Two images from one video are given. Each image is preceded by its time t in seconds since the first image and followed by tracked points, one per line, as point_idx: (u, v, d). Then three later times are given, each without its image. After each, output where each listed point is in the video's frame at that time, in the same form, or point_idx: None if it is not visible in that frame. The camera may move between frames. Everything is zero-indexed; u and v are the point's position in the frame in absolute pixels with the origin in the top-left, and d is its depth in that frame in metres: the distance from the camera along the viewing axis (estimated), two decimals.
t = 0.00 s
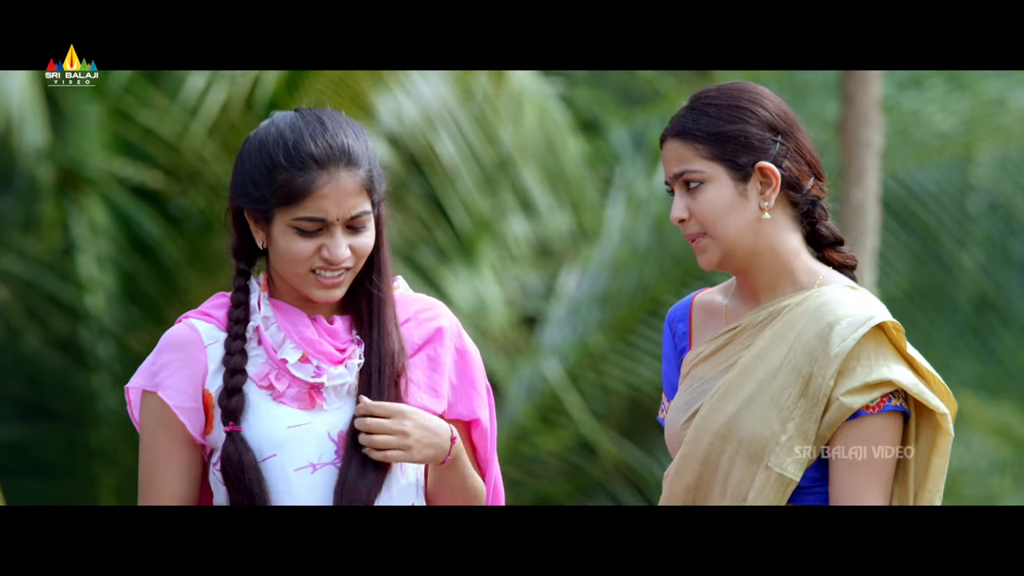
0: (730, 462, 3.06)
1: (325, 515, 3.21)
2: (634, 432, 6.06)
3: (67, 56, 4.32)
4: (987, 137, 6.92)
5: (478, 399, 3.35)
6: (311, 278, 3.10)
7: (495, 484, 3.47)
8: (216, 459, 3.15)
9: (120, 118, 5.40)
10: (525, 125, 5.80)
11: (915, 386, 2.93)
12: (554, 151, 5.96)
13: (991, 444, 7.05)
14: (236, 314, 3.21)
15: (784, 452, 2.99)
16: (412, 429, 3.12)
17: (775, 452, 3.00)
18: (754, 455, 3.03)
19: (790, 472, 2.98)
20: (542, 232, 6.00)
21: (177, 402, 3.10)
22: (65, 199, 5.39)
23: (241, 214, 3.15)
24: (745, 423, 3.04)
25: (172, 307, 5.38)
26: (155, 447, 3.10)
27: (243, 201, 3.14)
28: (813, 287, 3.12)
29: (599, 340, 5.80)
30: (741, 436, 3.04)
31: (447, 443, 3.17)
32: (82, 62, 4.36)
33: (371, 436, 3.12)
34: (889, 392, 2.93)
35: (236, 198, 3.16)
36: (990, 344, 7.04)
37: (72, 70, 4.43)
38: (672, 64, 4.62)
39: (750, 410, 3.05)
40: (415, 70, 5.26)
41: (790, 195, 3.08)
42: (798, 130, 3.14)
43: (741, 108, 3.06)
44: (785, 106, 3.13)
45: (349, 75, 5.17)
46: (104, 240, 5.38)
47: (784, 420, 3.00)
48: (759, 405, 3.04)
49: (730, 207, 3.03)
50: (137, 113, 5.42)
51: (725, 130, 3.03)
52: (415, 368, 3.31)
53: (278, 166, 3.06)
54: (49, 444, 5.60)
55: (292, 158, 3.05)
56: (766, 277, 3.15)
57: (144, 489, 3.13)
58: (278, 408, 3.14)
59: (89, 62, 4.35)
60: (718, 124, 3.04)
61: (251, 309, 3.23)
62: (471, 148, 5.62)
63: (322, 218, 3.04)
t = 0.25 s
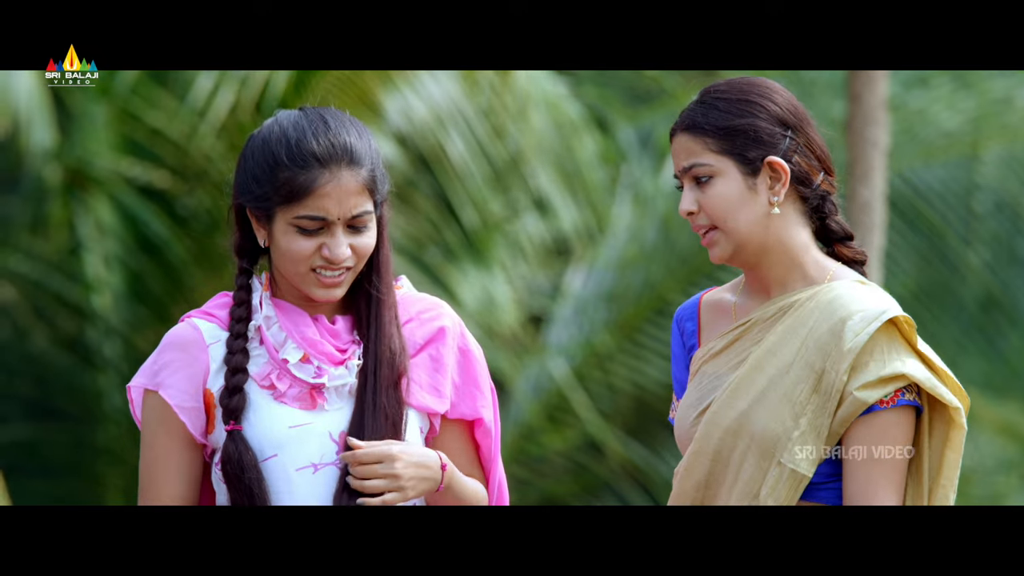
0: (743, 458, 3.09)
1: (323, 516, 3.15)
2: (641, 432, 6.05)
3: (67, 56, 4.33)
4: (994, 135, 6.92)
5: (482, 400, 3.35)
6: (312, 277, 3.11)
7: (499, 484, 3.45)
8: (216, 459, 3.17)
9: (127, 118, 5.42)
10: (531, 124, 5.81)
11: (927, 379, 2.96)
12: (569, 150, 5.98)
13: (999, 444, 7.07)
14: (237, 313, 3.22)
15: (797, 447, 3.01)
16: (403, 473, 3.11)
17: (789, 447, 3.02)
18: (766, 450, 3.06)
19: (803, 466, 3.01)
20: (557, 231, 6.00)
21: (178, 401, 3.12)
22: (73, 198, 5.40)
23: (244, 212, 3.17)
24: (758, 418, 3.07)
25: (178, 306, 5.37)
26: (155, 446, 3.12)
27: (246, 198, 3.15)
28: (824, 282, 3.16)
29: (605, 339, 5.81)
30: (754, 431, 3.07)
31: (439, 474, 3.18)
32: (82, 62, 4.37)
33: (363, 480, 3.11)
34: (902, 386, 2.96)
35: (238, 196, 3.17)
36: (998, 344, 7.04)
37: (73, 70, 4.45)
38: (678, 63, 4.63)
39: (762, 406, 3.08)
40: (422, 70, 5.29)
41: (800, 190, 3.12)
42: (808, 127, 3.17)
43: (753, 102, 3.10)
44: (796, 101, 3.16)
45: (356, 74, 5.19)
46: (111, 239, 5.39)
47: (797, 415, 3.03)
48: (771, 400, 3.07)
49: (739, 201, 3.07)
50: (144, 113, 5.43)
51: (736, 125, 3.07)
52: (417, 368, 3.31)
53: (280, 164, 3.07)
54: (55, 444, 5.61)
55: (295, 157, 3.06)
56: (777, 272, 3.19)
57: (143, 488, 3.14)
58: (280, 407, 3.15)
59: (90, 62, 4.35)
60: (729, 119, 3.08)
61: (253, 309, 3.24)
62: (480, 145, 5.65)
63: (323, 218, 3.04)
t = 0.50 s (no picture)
0: (744, 438, 3.10)
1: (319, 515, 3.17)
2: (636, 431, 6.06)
3: (67, 56, 4.33)
4: (989, 135, 6.94)
5: (475, 397, 3.35)
6: (308, 275, 3.10)
7: (494, 483, 3.45)
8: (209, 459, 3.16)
9: (123, 118, 5.42)
10: (528, 122, 5.84)
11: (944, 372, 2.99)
12: (569, 144, 6.06)
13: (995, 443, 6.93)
14: (230, 312, 3.21)
15: (804, 430, 3.03)
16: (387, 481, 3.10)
17: (794, 430, 3.04)
18: (768, 432, 3.07)
19: (804, 448, 3.02)
20: (557, 228, 6.07)
21: (171, 401, 3.11)
22: (68, 198, 5.38)
23: (240, 209, 3.16)
24: (762, 400, 3.08)
25: (173, 305, 5.38)
26: (147, 445, 3.12)
27: (242, 196, 3.15)
28: (836, 270, 3.17)
29: (601, 338, 5.81)
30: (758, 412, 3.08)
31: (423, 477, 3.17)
32: (82, 62, 4.36)
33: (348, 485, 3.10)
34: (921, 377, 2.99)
35: (234, 194, 3.17)
36: (993, 343, 7.05)
37: (73, 70, 4.44)
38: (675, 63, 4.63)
39: (769, 388, 3.08)
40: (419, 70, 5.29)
41: (813, 185, 3.13)
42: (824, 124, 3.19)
43: (775, 93, 3.10)
44: (812, 96, 3.17)
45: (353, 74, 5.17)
46: (107, 239, 5.38)
47: (805, 399, 3.04)
48: (777, 383, 3.08)
49: (749, 190, 3.07)
50: (140, 113, 5.45)
51: (757, 115, 3.06)
52: (410, 365, 3.31)
53: (278, 161, 3.07)
54: (50, 443, 5.61)
55: (294, 154, 3.06)
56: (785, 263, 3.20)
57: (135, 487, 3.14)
58: (273, 406, 3.15)
59: (88, 62, 4.34)
60: (751, 108, 3.07)
61: (245, 307, 3.23)
62: (478, 143, 5.68)
63: (321, 215, 3.04)
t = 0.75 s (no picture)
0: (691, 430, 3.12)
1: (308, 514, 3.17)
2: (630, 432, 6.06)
3: (67, 56, 4.32)
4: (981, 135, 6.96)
5: (469, 393, 3.35)
6: (302, 276, 3.10)
7: (488, 483, 3.46)
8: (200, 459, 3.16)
9: (116, 118, 5.39)
10: (520, 123, 5.85)
11: (866, 399, 2.88)
12: (563, 144, 6.12)
13: (987, 444, 7.10)
14: (222, 311, 3.21)
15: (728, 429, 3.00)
16: (380, 484, 3.10)
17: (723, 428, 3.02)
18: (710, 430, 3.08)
19: (720, 441, 3.01)
20: (549, 228, 6.19)
21: (162, 401, 3.11)
22: (61, 197, 5.38)
23: (233, 211, 3.16)
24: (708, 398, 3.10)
25: (167, 306, 5.36)
26: (137, 445, 3.12)
27: (235, 197, 3.14)
28: (810, 283, 3.11)
29: (594, 339, 5.70)
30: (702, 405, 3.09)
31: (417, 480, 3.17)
32: (82, 62, 4.34)
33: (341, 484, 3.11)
34: (837, 399, 2.88)
35: (228, 195, 3.17)
36: (985, 343, 7.09)
37: (74, 70, 4.43)
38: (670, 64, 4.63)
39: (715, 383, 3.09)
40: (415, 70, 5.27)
41: (778, 194, 3.04)
42: (809, 131, 3.03)
43: (738, 101, 3.00)
44: (803, 97, 3.04)
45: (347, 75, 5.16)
46: (99, 239, 5.36)
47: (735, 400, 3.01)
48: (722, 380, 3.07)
49: (708, 197, 3.06)
50: (133, 113, 5.41)
51: (714, 124, 3.02)
52: (403, 363, 3.31)
53: (272, 162, 3.06)
54: (42, 443, 5.60)
55: (288, 156, 3.05)
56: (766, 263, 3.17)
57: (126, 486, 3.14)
58: (266, 405, 3.15)
59: (90, 62, 4.33)
60: (711, 116, 3.02)
61: (238, 307, 3.24)
62: (472, 145, 5.66)
63: (315, 216, 3.04)
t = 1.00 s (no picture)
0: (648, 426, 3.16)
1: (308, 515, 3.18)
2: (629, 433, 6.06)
3: (67, 56, 4.32)
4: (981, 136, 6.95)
5: (469, 396, 3.35)
6: (302, 276, 3.10)
7: (489, 484, 3.45)
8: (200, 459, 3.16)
9: (116, 120, 5.41)
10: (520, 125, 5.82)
11: (801, 398, 2.89)
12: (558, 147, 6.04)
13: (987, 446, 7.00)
14: (222, 312, 3.21)
15: (683, 431, 3.03)
16: (378, 487, 3.11)
17: (677, 428, 3.05)
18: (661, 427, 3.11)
19: (693, 438, 3.01)
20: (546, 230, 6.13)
21: (163, 401, 3.11)
22: (59, 199, 5.37)
23: (233, 211, 3.16)
24: (661, 394, 3.13)
25: (166, 307, 5.38)
26: (137, 446, 3.12)
27: (235, 197, 3.15)
28: (786, 286, 3.08)
29: (594, 338, 5.77)
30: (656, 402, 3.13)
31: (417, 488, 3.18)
32: (82, 62, 4.34)
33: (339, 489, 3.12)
34: (773, 398, 2.91)
35: (227, 196, 3.17)
36: (984, 344, 7.11)
37: (72, 69, 4.42)
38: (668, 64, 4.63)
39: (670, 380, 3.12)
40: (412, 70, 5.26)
41: (779, 192, 3.04)
42: (795, 125, 3.06)
43: (723, 108, 3.00)
44: (784, 97, 3.07)
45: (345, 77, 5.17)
46: (98, 241, 5.36)
47: (687, 399, 3.05)
48: (677, 377, 3.11)
49: (712, 211, 3.03)
50: (133, 114, 5.44)
51: (707, 136, 3.00)
52: (403, 364, 3.32)
53: (271, 162, 3.07)
54: (42, 444, 5.61)
55: (288, 155, 3.06)
56: (761, 275, 3.12)
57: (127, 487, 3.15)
58: (267, 406, 3.15)
59: (89, 62, 4.34)
60: (701, 129, 3.00)
61: (239, 308, 3.24)
62: (468, 148, 5.66)
63: (315, 215, 3.05)
